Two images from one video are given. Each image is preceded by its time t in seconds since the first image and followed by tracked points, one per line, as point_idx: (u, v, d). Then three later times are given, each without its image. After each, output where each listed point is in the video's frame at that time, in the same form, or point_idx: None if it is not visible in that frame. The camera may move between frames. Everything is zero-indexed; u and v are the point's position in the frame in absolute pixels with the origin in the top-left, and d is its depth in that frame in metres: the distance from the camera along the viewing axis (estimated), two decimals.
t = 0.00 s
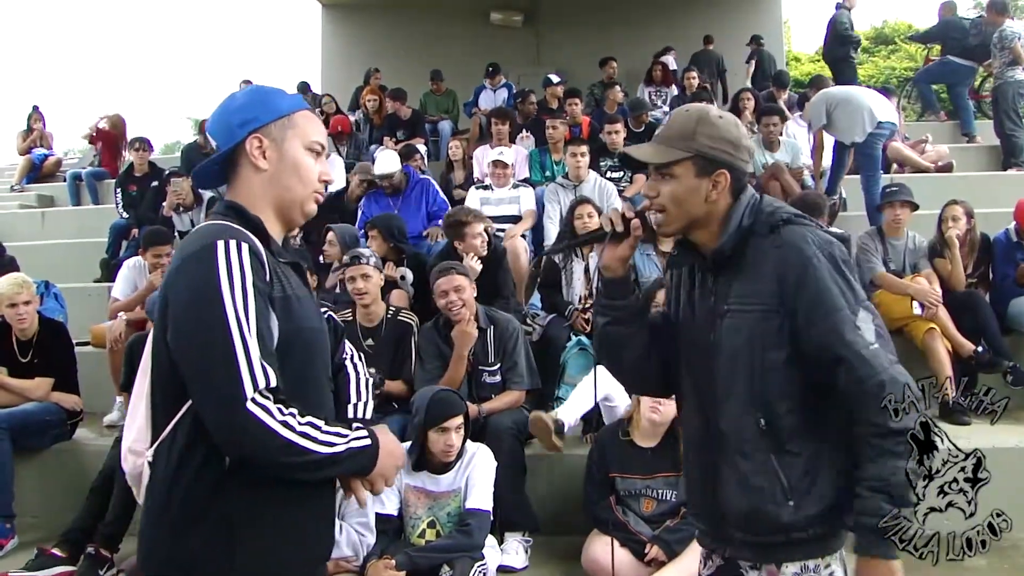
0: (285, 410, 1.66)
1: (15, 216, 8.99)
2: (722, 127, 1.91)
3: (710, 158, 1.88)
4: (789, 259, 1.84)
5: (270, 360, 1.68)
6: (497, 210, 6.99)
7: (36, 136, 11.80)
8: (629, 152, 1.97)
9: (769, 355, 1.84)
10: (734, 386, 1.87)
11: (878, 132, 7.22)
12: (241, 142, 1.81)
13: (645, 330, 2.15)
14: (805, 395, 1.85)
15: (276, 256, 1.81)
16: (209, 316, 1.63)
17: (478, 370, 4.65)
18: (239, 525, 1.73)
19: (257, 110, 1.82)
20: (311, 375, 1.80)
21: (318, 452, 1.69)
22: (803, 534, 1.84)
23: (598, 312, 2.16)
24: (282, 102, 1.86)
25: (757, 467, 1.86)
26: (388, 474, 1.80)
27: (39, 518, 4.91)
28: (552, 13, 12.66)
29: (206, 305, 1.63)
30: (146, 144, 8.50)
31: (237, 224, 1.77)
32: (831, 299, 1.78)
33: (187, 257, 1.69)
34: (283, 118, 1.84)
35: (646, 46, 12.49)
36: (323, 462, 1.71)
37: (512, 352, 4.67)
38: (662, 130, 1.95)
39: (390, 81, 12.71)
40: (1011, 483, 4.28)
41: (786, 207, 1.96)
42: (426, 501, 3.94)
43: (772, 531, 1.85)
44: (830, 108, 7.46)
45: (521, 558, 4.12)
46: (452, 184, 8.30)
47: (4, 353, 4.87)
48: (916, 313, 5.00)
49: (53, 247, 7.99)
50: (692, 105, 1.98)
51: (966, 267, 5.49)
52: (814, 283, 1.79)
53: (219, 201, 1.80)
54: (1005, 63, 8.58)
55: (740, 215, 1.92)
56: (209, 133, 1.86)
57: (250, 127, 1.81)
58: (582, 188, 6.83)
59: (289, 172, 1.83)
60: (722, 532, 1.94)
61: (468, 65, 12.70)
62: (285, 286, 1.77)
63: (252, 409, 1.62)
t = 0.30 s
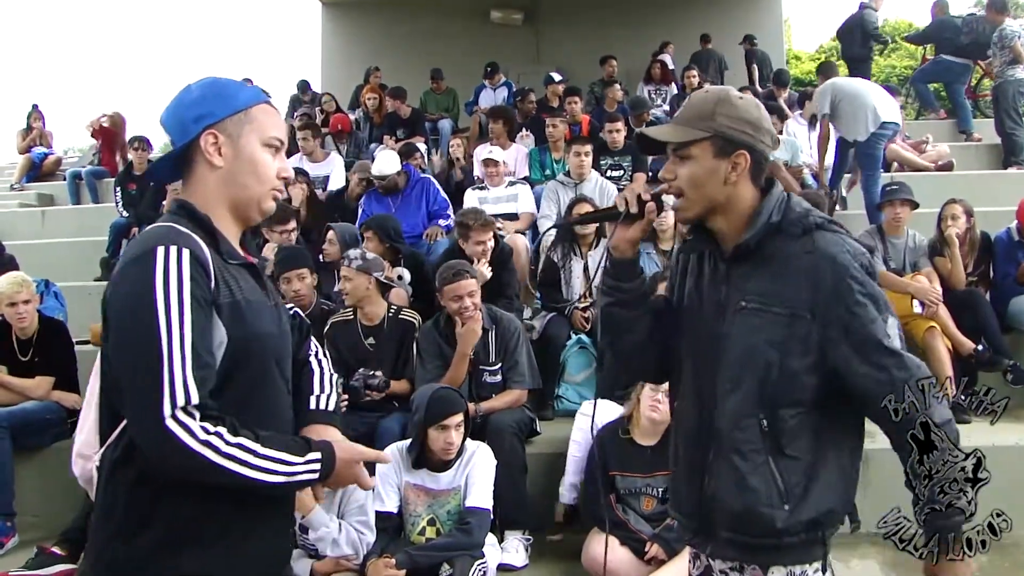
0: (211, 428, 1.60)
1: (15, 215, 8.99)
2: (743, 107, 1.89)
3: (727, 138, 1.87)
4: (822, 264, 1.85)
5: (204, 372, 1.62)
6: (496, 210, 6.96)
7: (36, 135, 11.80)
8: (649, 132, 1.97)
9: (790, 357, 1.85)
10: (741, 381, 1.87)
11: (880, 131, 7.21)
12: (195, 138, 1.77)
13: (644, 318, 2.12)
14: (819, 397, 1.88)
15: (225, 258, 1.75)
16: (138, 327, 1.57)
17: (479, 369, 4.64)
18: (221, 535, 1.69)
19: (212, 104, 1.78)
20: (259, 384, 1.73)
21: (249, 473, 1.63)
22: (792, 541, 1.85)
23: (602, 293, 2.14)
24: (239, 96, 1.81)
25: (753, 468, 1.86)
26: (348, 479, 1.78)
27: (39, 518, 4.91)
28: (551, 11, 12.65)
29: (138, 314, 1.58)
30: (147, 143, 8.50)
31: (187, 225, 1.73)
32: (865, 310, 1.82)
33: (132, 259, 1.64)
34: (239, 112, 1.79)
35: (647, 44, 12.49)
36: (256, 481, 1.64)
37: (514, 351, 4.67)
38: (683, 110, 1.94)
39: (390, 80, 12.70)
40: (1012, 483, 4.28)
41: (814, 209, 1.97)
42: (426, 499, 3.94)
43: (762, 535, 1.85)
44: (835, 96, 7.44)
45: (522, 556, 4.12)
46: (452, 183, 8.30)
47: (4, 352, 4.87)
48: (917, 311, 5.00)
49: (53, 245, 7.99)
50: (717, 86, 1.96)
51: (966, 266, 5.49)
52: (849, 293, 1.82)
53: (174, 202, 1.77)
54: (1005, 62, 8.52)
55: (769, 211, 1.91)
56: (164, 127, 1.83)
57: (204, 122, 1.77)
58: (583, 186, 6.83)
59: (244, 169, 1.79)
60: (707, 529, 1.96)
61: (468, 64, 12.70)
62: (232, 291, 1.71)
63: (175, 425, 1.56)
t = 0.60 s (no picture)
0: (159, 430, 1.57)
1: (14, 215, 8.98)
2: (748, 107, 1.85)
3: (735, 142, 1.83)
4: (817, 274, 1.75)
5: (154, 377, 1.60)
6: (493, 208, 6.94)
7: (36, 135, 11.79)
8: (648, 148, 1.94)
9: (785, 373, 1.79)
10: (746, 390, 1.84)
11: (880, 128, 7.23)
12: (151, 138, 1.74)
13: (684, 321, 2.10)
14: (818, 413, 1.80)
15: (178, 262, 1.71)
16: (82, 334, 1.55)
17: (480, 368, 4.65)
18: (216, 534, 1.71)
19: (169, 102, 1.74)
20: (218, 390, 1.70)
21: (205, 466, 1.59)
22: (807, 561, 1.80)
23: (636, 310, 2.12)
24: (196, 94, 1.77)
25: (762, 482, 1.83)
26: (310, 469, 1.73)
27: (39, 518, 4.90)
28: (550, 9, 12.65)
29: (82, 322, 1.55)
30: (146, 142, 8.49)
31: (139, 229, 1.70)
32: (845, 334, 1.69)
33: (76, 268, 1.62)
34: (196, 111, 1.76)
35: (646, 41, 12.48)
36: (215, 476, 1.61)
37: (516, 349, 4.67)
38: (687, 114, 1.91)
39: (389, 78, 12.69)
40: (1012, 480, 4.28)
41: (838, 215, 1.84)
42: (428, 497, 3.94)
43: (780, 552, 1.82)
44: (844, 75, 7.45)
45: (523, 554, 4.12)
46: (450, 181, 8.30)
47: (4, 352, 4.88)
48: (917, 307, 5.02)
49: (53, 245, 7.99)
50: (717, 88, 1.92)
51: (966, 261, 5.49)
52: (832, 308, 1.70)
53: (131, 204, 1.74)
54: (1004, 57, 8.45)
55: (780, 216, 1.84)
56: (121, 125, 1.79)
57: (161, 121, 1.73)
58: (580, 183, 6.82)
59: (201, 168, 1.75)
60: (734, 541, 1.95)
61: (467, 62, 12.70)
62: (183, 296, 1.68)
63: (123, 432, 1.54)
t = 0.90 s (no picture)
0: (151, 428, 1.57)
1: (14, 213, 8.98)
2: (747, 104, 1.87)
3: (732, 138, 1.85)
4: (777, 242, 1.77)
5: (144, 376, 1.59)
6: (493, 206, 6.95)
7: (36, 132, 11.79)
8: (651, 135, 1.97)
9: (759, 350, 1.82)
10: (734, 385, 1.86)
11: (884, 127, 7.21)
12: (138, 135, 1.73)
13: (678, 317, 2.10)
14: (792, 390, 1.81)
15: (167, 259, 1.70)
16: (72, 336, 1.55)
17: (481, 367, 4.65)
18: (217, 529, 1.72)
19: (155, 99, 1.73)
20: (210, 388, 1.70)
21: (199, 464, 1.60)
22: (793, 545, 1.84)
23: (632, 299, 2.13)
24: (182, 90, 1.77)
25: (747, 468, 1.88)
26: (305, 462, 1.71)
27: (39, 515, 4.90)
28: (551, 8, 12.65)
29: (71, 324, 1.56)
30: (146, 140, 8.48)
31: (128, 227, 1.70)
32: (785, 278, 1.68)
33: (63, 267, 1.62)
34: (183, 106, 1.75)
35: (647, 40, 12.47)
36: (211, 470, 1.61)
37: (517, 347, 4.66)
38: (687, 111, 1.93)
39: (389, 76, 12.69)
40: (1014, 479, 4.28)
41: (816, 193, 1.83)
42: (428, 495, 3.95)
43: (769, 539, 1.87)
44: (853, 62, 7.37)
45: (523, 552, 4.13)
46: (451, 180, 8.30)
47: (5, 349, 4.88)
48: (917, 307, 5.02)
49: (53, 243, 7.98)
50: (717, 84, 1.94)
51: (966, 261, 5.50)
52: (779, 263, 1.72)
53: (120, 202, 1.74)
54: (1005, 56, 8.44)
55: (760, 199, 1.85)
56: (107, 124, 1.78)
57: (147, 117, 1.72)
58: (580, 181, 6.85)
59: (189, 164, 1.75)
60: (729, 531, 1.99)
61: (468, 60, 12.69)
62: (172, 293, 1.67)
63: (114, 431, 1.54)
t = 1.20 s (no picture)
0: (183, 422, 1.57)
1: (15, 210, 8.98)
2: (713, 117, 1.87)
3: (703, 151, 1.84)
4: (788, 253, 1.79)
5: (176, 371, 1.59)
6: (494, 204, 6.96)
7: (37, 130, 11.79)
8: (620, 153, 1.93)
9: (762, 357, 1.81)
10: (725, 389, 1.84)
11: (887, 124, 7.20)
12: (164, 131, 1.73)
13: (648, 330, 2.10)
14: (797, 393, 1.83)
15: (195, 255, 1.71)
16: (107, 328, 1.55)
17: (482, 366, 4.65)
18: (221, 528, 1.71)
19: (178, 97, 1.73)
20: (234, 383, 1.70)
21: (228, 460, 1.61)
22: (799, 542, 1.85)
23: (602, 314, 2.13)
24: (205, 88, 1.77)
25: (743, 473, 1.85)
26: (322, 465, 1.72)
27: (40, 512, 4.90)
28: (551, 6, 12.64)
29: (106, 317, 1.55)
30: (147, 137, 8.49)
31: (156, 223, 1.70)
32: (834, 296, 1.72)
33: (93, 262, 1.61)
34: (206, 105, 1.75)
35: (647, 38, 12.46)
36: (237, 468, 1.62)
37: (516, 346, 4.66)
38: (653, 126, 1.91)
39: (389, 74, 12.67)
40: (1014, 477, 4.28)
41: (790, 200, 1.90)
42: (429, 493, 3.95)
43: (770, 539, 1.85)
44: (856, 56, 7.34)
45: (524, 550, 4.14)
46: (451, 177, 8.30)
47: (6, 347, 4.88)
48: (918, 305, 5.02)
49: (54, 241, 7.98)
50: (681, 97, 1.93)
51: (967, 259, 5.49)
52: (813, 279, 1.75)
53: (145, 199, 1.74)
54: (1006, 54, 8.42)
55: (739, 210, 1.89)
56: (130, 122, 1.78)
57: (173, 115, 1.72)
58: (580, 178, 6.85)
59: (215, 161, 1.74)
60: (716, 536, 1.96)
61: (468, 58, 12.68)
62: (201, 289, 1.68)
63: (148, 424, 1.54)
